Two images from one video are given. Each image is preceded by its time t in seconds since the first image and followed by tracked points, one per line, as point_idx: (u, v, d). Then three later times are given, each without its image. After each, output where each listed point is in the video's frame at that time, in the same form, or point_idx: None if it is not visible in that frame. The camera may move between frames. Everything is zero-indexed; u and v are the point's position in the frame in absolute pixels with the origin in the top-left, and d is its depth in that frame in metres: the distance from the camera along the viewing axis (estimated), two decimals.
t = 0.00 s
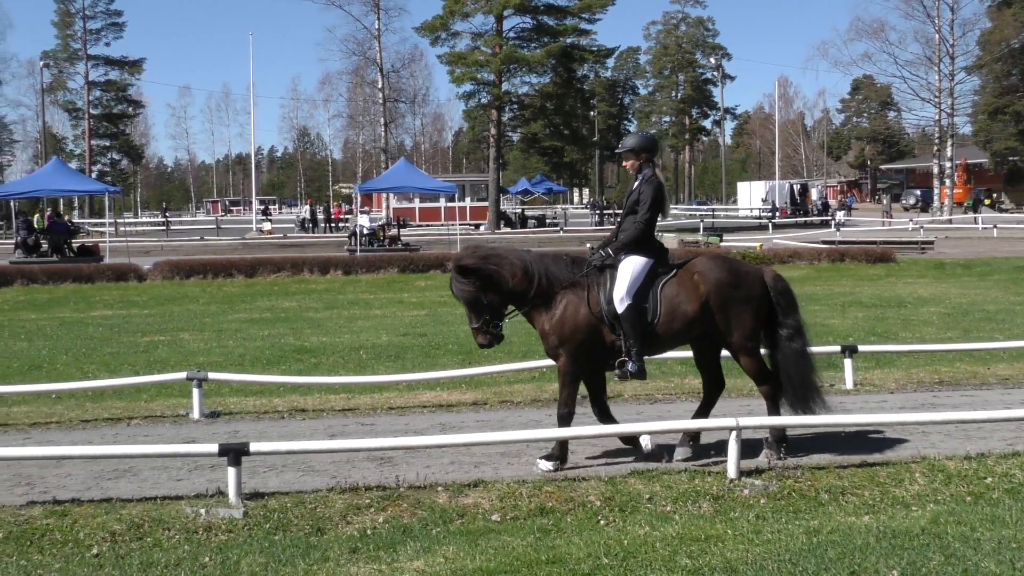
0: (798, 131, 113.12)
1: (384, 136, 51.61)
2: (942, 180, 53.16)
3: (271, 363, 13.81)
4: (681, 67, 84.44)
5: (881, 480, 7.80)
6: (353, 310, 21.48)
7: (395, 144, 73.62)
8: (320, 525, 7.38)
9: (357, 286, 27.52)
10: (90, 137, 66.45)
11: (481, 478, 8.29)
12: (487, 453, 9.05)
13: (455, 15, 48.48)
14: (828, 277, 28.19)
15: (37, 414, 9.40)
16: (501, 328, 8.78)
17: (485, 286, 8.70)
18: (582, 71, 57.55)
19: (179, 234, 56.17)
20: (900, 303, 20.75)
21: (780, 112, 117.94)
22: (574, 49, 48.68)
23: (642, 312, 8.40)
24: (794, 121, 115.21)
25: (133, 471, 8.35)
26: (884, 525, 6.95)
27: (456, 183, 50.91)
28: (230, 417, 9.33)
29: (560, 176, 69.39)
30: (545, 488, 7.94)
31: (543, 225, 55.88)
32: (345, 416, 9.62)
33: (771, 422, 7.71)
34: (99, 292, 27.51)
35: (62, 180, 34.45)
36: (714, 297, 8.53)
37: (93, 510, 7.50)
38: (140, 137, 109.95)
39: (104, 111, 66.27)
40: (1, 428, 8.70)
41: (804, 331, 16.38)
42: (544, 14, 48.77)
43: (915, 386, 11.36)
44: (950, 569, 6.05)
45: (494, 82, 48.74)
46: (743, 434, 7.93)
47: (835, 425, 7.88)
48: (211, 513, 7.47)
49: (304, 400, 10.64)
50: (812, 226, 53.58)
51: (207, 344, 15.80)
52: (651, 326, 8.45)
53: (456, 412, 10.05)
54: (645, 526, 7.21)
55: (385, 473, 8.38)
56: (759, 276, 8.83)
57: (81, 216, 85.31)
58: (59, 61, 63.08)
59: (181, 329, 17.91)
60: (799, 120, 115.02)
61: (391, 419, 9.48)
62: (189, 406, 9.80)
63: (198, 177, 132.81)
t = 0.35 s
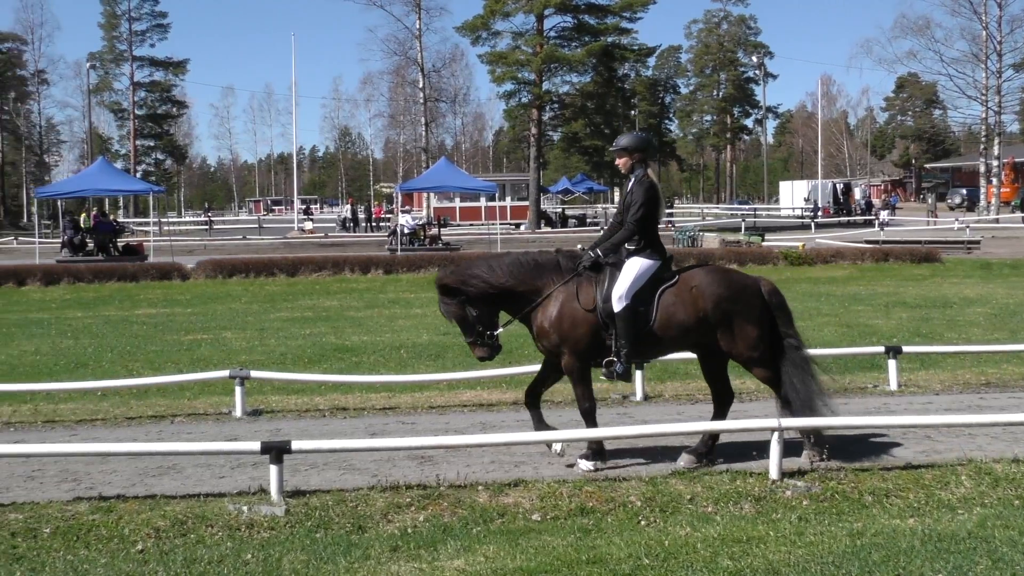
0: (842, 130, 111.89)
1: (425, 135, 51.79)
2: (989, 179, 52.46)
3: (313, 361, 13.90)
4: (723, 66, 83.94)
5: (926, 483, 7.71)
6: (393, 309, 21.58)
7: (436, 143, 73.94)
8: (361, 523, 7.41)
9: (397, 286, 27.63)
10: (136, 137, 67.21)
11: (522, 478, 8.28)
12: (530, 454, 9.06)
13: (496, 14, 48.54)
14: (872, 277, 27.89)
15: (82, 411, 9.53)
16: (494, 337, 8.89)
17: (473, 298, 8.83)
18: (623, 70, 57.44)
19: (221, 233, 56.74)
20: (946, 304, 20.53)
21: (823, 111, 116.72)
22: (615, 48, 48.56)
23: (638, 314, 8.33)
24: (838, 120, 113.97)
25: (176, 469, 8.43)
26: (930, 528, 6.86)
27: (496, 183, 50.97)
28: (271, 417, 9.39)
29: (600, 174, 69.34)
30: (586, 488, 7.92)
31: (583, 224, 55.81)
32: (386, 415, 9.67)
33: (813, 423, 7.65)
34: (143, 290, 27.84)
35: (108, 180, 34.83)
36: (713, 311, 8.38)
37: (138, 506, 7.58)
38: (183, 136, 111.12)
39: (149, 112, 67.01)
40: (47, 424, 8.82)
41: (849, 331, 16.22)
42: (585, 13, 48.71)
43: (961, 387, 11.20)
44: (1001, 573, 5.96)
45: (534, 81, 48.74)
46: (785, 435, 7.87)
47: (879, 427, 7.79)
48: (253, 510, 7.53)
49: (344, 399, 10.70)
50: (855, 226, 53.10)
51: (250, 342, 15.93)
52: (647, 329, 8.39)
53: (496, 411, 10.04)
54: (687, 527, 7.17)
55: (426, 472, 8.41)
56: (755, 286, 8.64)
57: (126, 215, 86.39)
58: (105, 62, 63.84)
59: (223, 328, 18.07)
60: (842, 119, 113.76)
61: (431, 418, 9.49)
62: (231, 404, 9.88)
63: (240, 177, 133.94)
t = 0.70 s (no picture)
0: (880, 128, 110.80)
1: (461, 135, 51.93)
2: None
3: (348, 360, 13.98)
4: (760, 65, 83.55)
5: (966, 485, 7.64)
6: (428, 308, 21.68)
7: (472, 143, 74.19)
8: (397, 522, 7.42)
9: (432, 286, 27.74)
10: (175, 137, 67.92)
11: (558, 478, 8.27)
12: (567, 454, 9.08)
13: (532, 14, 48.65)
14: (911, 277, 27.66)
15: (122, 409, 9.66)
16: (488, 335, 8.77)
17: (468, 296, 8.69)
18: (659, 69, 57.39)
19: (259, 233, 57.28)
20: (985, 304, 20.36)
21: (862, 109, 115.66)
22: (652, 47, 48.43)
23: (631, 318, 8.36)
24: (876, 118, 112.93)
25: (214, 466, 8.50)
26: (969, 531, 6.78)
27: (531, 183, 51.04)
28: (305, 416, 9.44)
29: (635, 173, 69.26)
30: (622, 488, 7.89)
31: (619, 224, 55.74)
32: (421, 413, 9.74)
33: (850, 424, 7.59)
34: (181, 289, 28.14)
35: (148, 180, 35.19)
36: (704, 306, 8.47)
37: (177, 503, 7.64)
38: (220, 136, 112.16)
39: (187, 112, 67.72)
40: (87, 422, 8.95)
41: (887, 332, 16.09)
42: (621, 12, 48.68)
43: (1002, 390, 11.02)
44: None
45: (570, 80, 48.72)
46: (823, 436, 7.84)
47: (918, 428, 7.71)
48: (290, 508, 7.57)
49: (379, 397, 10.77)
50: (893, 226, 52.62)
51: (286, 341, 16.05)
52: (640, 331, 8.42)
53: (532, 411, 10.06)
54: (724, 528, 7.13)
55: (462, 471, 8.43)
56: (751, 281, 8.75)
57: (164, 215, 87.26)
58: (144, 64, 64.48)
59: (260, 326, 18.23)
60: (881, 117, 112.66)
61: (467, 417, 9.53)
62: (268, 402, 9.95)
63: (277, 177, 134.87)
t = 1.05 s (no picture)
0: (922, 126, 109.67)
1: (498, 134, 52.02)
2: None
3: (386, 359, 14.02)
4: (800, 62, 83.05)
5: (1011, 488, 7.53)
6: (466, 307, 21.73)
7: (509, 142, 74.27)
8: (436, 520, 7.44)
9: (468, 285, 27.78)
10: (216, 137, 68.53)
11: (595, 477, 8.26)
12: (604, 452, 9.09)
13: (571, 12, 48.63)
14: (954, 277, 27.36)
15: (164, 406, 9.77)
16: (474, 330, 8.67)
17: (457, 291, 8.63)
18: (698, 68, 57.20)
19: (297, 231, 57.68)
20: None
21: (904, 107, 114.50)
22: (691, 45, 48.27)
23: (619, 317, 8.34)
24: (918, 116, 111.83)
25: (253, 463, 8.56)
26: (1015, 534, 6.68)
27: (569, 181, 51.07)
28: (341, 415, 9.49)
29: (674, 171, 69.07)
30: (660, 488, 7.87)
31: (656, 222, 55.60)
32: (458, 411, 9.79)
33: (890, 425, 7.51)
34: (219, 287, 28.40)
35: (189, 179, 35.48)
36: (692, 302, 8.40)
37: (217, 500, 7.70)
38: (261, 136, 112.97)
39: (227, 112, 68.29)
40: (130, 418, 9.07)
41: (928, 332, 15.89)
42: (661, 10, 48.55)
43: None
44: None
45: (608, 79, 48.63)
46: (861, 437, 7.75)
47: (959, 430, 7.59)
48: (329, 506, 7.61)
49: (415, 395, 10.83)
50: (936, 225, 52.04)
51: (325, 339, 16.14)
52: (628, 331, 8.39)
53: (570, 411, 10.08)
54: (762, 528, 7.09)
55: (499, 470, 8.44)
56: (741, 280, 8.70)
57: (204, 213, 88.11)
58: (186, 64, 65.08)
59: (299, 325, 18.35)
60: (923, 115, 111.52)
61: (504, 416, 9.56)
62: (307, 400, 10.01)
63: (313, 176, 135.73)
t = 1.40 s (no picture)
0: (962, 125, 108.54)
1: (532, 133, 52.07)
2: None
3: (420, 358, 14.06)
4: (836, 61, 82.53)
5: None
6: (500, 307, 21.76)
7: (543, 142, 74.29)
8: (470, 519, 7.45)
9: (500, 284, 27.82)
10: (251, 137, 68.97)
11: (629, 477, 8.24)
12: (635, 453, 9.13)
13: (605, 11, 48.61)
14: (992, 277, 27.09)
15: (200, 405, 9.86)
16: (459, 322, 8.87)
17: (446, 282, 8.82)
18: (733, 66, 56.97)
19: (331, 231, 58.04)
20: None
21: (942, 105, 113.39)
22: (726, 44, 48.11)
23: (610, 315, 8.30)
24: (957, 114, 110.71)
25: (288, 462, 8.60)
26: None
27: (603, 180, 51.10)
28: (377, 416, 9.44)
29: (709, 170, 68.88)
30: (694, 489, 7.84)
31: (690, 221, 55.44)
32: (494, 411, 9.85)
33: (925, 427, 7.44)
34: (254, 286, 28.60)
35: (223, 179, 35.68)
36: (680, 308, 8.36)
37: (252, 498, 7.74)
38: (295, 136, 113.70)
39: (262, 112, 68.73)
40: (166, 416, 9.16)
41: (966, 333, 15.74)
42: (695, 9, 48.46)
43: None
44: None
45: (643, 78, 48.54)
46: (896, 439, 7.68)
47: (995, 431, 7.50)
48: (363, 504, 7.63)
49: (448, 394, 10.89)
50: (975, 224, 51.49)
51: (358, 338, 16.21)
52: (618, 330, 8.35)
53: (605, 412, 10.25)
54: (797, 530, 7.03)
55: (533, 470, 8.45)
56: (732, 289, 8.57)
57: (240, 212, 88.78)
58: (222, 64, 65.57)
59: (333, 324, 18.44)
60: (962, 113, 110.39)
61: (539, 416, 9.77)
62: (341, 400, 10.06)
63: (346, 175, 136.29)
